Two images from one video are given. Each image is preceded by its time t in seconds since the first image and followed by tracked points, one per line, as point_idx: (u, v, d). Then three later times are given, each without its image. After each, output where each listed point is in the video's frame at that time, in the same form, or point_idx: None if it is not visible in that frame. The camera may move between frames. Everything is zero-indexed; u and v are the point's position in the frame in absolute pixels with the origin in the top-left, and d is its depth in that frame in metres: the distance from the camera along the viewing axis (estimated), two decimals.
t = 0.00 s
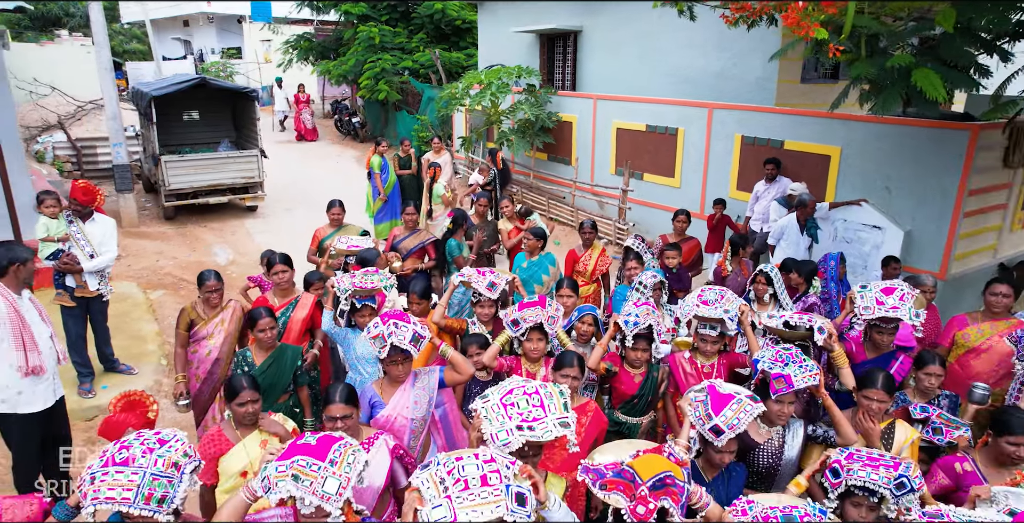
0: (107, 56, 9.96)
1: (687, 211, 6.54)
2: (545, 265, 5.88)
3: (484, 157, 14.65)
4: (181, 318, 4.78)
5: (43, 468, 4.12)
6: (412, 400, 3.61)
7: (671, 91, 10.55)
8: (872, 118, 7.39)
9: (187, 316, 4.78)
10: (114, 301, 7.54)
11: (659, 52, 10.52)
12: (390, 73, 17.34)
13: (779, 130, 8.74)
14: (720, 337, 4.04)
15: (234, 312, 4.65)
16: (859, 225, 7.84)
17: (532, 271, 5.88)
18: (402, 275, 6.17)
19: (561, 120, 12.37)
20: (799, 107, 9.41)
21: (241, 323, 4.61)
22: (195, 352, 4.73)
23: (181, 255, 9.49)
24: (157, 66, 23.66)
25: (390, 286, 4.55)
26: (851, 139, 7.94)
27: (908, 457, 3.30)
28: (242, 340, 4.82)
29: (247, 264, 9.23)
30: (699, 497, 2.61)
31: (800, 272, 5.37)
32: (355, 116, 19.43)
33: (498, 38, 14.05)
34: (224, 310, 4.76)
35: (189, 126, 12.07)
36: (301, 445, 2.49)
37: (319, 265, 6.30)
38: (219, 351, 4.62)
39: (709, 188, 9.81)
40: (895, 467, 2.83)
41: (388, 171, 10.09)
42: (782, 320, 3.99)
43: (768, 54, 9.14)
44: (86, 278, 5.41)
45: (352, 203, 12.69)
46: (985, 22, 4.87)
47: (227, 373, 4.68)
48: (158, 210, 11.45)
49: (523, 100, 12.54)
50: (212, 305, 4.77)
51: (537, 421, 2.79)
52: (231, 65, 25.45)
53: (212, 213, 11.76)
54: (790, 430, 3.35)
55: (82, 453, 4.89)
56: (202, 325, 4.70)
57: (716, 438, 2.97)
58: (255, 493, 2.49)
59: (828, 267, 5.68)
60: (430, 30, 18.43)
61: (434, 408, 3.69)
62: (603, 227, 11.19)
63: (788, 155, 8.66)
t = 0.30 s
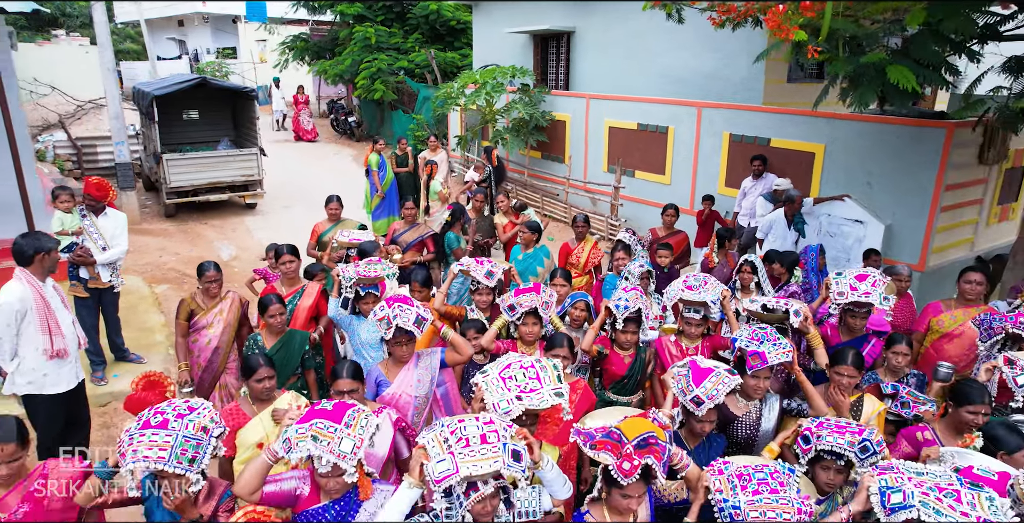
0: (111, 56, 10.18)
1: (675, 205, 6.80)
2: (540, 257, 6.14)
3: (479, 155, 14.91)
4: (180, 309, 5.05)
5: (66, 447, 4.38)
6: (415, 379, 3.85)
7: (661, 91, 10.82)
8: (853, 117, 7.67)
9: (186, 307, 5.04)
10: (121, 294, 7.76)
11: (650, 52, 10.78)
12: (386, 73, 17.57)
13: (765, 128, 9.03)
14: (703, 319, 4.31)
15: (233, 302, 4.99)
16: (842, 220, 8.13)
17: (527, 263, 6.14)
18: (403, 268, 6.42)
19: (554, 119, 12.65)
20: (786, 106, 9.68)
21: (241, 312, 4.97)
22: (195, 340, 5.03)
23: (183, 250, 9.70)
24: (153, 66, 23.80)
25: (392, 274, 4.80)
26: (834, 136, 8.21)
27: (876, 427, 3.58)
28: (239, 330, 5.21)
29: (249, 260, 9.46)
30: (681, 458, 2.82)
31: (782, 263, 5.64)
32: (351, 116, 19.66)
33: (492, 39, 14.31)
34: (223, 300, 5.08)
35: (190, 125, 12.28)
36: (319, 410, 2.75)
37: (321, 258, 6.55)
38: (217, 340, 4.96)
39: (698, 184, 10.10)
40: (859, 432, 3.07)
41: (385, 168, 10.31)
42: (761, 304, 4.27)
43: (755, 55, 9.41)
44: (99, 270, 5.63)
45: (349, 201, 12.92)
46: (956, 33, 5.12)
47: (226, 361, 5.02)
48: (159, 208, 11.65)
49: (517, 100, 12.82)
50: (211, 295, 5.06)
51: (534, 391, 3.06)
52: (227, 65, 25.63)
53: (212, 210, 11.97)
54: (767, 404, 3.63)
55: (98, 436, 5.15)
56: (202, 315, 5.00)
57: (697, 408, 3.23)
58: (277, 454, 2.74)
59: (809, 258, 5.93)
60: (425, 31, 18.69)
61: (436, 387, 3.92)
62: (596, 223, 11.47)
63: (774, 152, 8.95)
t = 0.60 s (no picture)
0: (113, 56, 10.35)
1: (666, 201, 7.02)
2: (536, 251, 6.33)
3: (475, 153, 15.12)
4: (184, 303, 5.25)
5: (82, 431, 4.58)
6: (418, 363, 4.04)
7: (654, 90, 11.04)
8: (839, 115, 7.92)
9: (190, 301, 5.24)
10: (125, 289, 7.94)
11: (643, 53, 11.00)
12: (383, 73, 17.74)
13: (755, 127, 9.27)
14: (692, 307, 4.52)
15: (235, 294, 5.22)
16: (829, 215, 8.36)
17: (524, 256, 6.34)
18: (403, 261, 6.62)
19: (549, 118, 12.89)
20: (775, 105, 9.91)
21: (242, 304, 5.19)
22: (199, 332, 5.25)
23: (185, 247, 9.88)
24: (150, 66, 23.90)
25: (394, 266, 4.99)
26: (821, 134, 8.45)
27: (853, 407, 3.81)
28: (240, 323, 5.41)
29: (250, 256, 9.63)
30: (667, 431, 3.06)
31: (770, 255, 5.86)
32: (348, 115, 19.86)
33: (488, 39, 14.52)
34: (224, 293, 5.31)
35: (190, 124, 12.44)
36: (331, 385, 2.95)
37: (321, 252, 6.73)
38: (221, 330, 5.22)
39: (690, 181, 10.33)
40: (834, 407, 3.28)
41: (384, 166, 10.44)
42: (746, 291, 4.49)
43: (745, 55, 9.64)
44: (109, 264, 5.82)
45: (347, 199, 13.12)
46: (934, 33, 5.34)
47: (230, 352, 5.30)
48: (159, 205, 11.81)
49: (513, 99, 13.04)
50: (213, 288, 5.29)
51: (532, 370, 3.29)
52: (223, 64, 25.74)
53: (212, 208, 12.14)
54: (750, 385, 3.85)
55: (109, 424, 5.34)
56: (205, 307, 5.20)
57: (683, 385, 3.47)
58: (292, 426, 2.94)
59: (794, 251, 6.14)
60: (422, 31, 18.90)
61: (438, 370, 4.13)
62: (591, 220, 11.74)
63: (764, 150, 9.19)
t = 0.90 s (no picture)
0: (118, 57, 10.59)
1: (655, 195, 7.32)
2: (531, 244, 6.62)
3: (471, 151, 15.41)
4: (192, 294, 5.52)
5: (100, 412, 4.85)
6: (421, 343, 4.31)
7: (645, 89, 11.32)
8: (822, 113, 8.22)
9: (198, 292, 5.51)
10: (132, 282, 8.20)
11: (634, 53, 11.28)
12: (379, 73, 17.98)
13: (742, 124, 9.57)
14: (678, 292, 4.79)
15: (241, 285, 5.49)
16: (813, 210, 8.67)
17: (520, 248, 6.62)
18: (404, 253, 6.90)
19: (543, 117, 13.21)
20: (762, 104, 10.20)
21: (248, 295, 5.47)
22: (208, 321, 5.53)
23: (188, 242, 10.13)
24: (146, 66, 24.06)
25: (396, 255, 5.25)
26: (805, 132, 8.76)
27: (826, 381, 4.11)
28: (248, 313, 5.70)
29: (252, 252, 9.89)
30: (653, 400, 3.38)
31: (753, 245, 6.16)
32: (345, 114, 20.12)
33: (483, 39, 14.81)
34: (231, 284, 5.59)
35: (191, 123, 12.70)
36: (345, 356, 3.23)
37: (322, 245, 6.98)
38: (228, 320, 5.53)
39: (680, 177, 10.63)
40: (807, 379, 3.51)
41: (382, 163, 10.64)
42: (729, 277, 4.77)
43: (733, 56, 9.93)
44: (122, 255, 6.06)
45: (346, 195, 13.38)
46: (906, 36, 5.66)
47: (237, 340, 5.59)
48: (161, 203, 12.05)
49: (508, 98, 13.33)
50: (220, 280, 5.56)
51: (529, 345, 3.59)
52: (219, 64, 25.93)
53: (213, 205, 12.38)
54: (730, 362, 4.15)
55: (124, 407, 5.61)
56: (213, 298, 5.48)
57: (667, 360, 3.75)
58: (309, 394, 3.23)
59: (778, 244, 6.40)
60: (417, 31, 19.16)
61: (440, 351, 4.40)
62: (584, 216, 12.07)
63: (751, 147, 9.50)
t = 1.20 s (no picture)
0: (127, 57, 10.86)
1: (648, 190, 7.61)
2: (530, 236, 6.88)
3: (470, 149, 15.71)
4: (206, 286, 5.80)
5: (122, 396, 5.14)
6: (428, 324, 4.60)
7: (640, 89, 11.55)
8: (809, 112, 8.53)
9: (212, 285, 5.79)
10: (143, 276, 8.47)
11: (629, 53, 11.50)
12: (379, 72, 18.26)
13: (733, 122, 9.88)
14: (668, 279, 5.07)
15: (254, 278, 5.76)
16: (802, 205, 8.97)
17: (520, 240, 6.90)
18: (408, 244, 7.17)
19: (540, 115, 13.53)
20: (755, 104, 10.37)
21: (260, 287, 5.75)
22: (221, 312, 5.80)
23: (195, 238, 10.40)
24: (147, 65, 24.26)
25: (402, 245, 5.51)
26: (794, 129, 9.07)
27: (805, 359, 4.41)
28: (259, 305, 5.98)
29: (258, 247, 10.17)
30: (643, 373, 3.66)
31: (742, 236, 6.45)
32: (344, 113, 20.43)
33: (481, 39, 15.10)
34: (243, 277, 5.85)
35: (196, 121, 12.99)
36: (360, 330, 3.52)
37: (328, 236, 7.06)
38: (240, 312, 5.80)
39: (674, 173, 10.94)
40: (787, 355, 3.73)
41: (384, 161, 10.87)
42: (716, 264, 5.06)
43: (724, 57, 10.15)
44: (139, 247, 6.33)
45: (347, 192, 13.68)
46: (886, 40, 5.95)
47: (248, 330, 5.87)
48: (167, 200, 12.31)
49: (506, 97, 13.62)
50: (233, 273, 5.83)
51: (529, 323, 3.90)
52: (218, 64, 26.16)
53: (218, 202, 12.65)
54: (716, 341, 4.43)
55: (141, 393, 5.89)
56: (226, 290, 5.76)
57: (656, 336, 4.05)
58: (327, 366, 3.53)
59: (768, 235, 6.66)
60: (416, 31, 19.45)
61: (445, 333, 4.69)
62: (581, 212, 12.51)
63: (742, 144, 9.80)
